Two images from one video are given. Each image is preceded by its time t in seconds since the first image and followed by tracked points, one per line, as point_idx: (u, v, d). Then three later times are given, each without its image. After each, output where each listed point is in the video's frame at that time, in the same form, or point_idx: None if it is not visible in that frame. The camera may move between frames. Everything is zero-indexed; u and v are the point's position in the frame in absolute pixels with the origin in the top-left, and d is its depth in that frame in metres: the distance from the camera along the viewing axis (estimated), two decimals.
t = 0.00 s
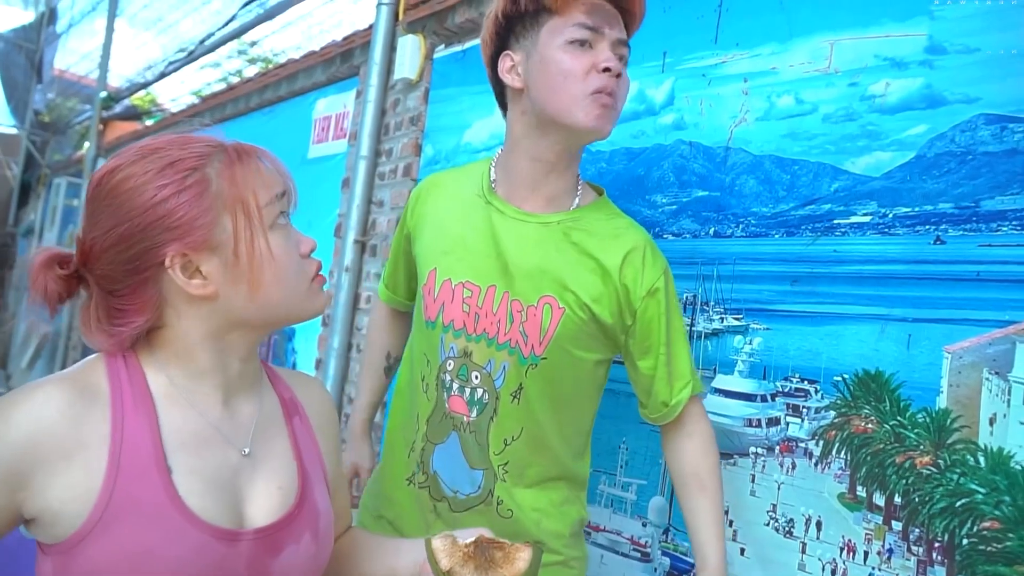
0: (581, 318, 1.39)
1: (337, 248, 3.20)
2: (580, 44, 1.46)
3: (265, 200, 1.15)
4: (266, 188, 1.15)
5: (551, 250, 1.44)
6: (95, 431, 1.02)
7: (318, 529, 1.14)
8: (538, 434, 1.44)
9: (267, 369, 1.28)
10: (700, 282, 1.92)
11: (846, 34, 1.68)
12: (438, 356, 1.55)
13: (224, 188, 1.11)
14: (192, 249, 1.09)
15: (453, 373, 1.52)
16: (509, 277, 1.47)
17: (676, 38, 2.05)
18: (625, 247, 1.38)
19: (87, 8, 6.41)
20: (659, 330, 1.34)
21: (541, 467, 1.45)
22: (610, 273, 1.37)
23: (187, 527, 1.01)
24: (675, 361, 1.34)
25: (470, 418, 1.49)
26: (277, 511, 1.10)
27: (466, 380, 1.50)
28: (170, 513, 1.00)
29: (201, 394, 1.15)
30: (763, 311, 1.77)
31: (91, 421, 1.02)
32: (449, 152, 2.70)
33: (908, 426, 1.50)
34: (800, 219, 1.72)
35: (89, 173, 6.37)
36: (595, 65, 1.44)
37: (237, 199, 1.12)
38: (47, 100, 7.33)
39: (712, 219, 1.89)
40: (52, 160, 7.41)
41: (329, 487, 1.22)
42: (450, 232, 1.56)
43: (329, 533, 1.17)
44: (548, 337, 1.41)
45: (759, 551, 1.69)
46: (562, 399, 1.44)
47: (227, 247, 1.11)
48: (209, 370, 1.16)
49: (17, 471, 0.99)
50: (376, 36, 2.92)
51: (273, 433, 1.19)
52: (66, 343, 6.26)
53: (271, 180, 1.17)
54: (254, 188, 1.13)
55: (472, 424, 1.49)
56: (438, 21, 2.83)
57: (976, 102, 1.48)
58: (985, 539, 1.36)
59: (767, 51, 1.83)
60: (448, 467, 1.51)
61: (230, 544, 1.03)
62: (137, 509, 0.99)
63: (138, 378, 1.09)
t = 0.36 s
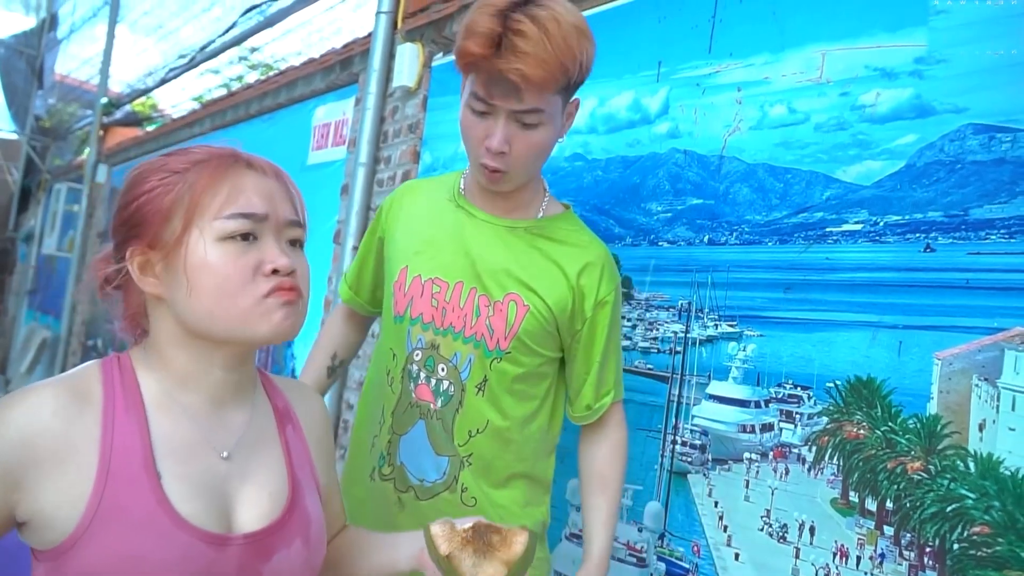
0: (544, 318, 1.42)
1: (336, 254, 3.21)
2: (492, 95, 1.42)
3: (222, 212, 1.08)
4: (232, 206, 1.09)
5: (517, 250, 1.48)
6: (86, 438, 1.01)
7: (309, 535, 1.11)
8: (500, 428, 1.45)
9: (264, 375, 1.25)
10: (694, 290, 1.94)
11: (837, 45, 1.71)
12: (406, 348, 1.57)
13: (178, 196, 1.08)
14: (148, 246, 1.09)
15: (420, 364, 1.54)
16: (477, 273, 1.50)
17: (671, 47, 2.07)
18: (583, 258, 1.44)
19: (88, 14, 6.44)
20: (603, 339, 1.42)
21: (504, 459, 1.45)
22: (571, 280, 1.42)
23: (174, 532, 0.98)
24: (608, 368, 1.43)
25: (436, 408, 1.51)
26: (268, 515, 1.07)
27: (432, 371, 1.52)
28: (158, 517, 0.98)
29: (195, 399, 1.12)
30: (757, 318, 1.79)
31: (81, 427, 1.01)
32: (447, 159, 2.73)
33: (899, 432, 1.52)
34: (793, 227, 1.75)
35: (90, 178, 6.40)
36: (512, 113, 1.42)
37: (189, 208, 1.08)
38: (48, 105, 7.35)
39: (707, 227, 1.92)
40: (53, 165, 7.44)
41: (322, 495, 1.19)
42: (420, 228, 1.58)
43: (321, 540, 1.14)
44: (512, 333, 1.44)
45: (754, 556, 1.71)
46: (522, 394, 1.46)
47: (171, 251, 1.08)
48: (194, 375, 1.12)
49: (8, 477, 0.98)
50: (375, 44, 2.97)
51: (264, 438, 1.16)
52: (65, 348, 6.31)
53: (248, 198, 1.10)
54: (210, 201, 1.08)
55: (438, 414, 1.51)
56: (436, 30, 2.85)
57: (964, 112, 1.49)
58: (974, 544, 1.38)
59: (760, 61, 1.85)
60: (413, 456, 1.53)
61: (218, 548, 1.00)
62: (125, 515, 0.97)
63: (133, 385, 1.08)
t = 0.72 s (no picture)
0: (556, 322, 1.44)
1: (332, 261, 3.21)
2: (510, 121, 1.37)
3: (272, 260, 1.09)
4: (280, 255, 1.10)
5: (527, 256, 1.47)
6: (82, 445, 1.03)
7: (307, 544, 1.12)
8: (511, 435, 1.46)
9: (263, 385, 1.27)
10: (691, 293, 1.94)
11: (832, 48, 1.71)
12: (414, 358, 1.54)
13: (233, 232, 1.08)
14: (183, 270, 1.09)
15: (430, 374, 1.52)
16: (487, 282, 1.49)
17: (666, 51, 2.07)
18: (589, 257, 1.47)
19: (83, 23, 6.44)
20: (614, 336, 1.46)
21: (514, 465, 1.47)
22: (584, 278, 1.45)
23: (171, 536, 1.00)
24: (617, 362, 1.47)
25: (445, 418, 1.50)
26: (265, 522, 1.09)
27: (442, 380, 1.50)
28: (156, 521, 1.00)
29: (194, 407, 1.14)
30: (754, 321, 1.79)
31: (79, 433, 1.03)
32: (444, 165, 2.73)
33: (897, 434, 1.51)
34: (790, 230, 1.75)
35: (87, 187, 6.40)
36: (528, 138, 1.39)
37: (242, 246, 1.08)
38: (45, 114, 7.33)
39: (703, 230, 1.92)
40: (48, 175, 7.44)
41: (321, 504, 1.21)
42: (425, 236, 1.55)
43: (320, 548, 1.15)
44: (525, 341, 1.45)
45: (753, 559, 1.71)
46: (531, 398, 1.48)
47: (210, 281, 1.08)
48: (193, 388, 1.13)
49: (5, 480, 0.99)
50: (371, 50, 3.01)
51: (264, 448, 1.18)
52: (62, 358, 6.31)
53: (294, 248, 1.11)
54: (261, 245, 1.09)
55: (447, 423, 1.49)
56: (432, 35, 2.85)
57: (960, 114, 1.50)
58: (974, 546, 1.37)
59: (756, 64, 1.86)
60: (419, 466, 1.50)
61: (215, 553, 1.01)
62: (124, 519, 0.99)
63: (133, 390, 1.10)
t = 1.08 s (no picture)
0: (589, 356, 1.46)
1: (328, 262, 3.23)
2: (503, 120, 1.32)
3: (267, 240, 1.11)
4: (277, 235, 1.11)
5: (560, 297, 1.45)
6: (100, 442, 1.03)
7: (314, 555, 1.14)
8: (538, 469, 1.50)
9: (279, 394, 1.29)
10: (685, 292, 1.96)
11: (822, 48, 1.73)
12: (453, 402, 1.49)
13: (232, 215, 1.12)
14: (196, 256, 1.14)
15: (465, 418, 1.50)
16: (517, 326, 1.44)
17: (659, 52, 2.09)
18: (624, 280, 1.48)
19: (78, 25, 6.46)
20: (652, 357, 1.41)
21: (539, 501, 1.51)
22: (617, 304, 1.45)
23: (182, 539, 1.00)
24: (659, 377, 1.38)
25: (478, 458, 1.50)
26: (275, 533, 1.10)
27: (475, 425, 1.49)
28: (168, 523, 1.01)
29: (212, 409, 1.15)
30: (747, 320, 1.81)
31: (99, 432, 1.03)
32: (440, 166, 2.75)
33: (889, 430, 1.53)
34: (782, 229, 1.76)
35: (84, 190, 6.43)
36: (524, 139, 1.32)
37: (239, 227, 1.11)
38: (41, 117, 7.34)
39: (697, 229, 1.94)
40: (44, 178, 7.47)
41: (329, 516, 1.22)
42: (450, 282, 1.46)
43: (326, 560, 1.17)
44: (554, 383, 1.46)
45: (747, 555, 1.73)
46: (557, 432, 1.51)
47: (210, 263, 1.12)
48: (207, 385, 1.15)
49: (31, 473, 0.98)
50: (364, 52, 2.97)
51: (277, 458, 1.19)
52: (60, 360, 6.33)
53: (291, 229, 1.12)
54: (258, 225, 1.11)
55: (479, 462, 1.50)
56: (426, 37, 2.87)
57: (949, 113, 1.51)
58: (964, 540, 1.39)
59: (748, 65, 1.87)
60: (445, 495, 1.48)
61: (224, 561, 1.02)
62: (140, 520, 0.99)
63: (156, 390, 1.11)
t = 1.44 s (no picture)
0: (603, 306, 1.42)
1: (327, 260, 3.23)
2: (469, 107, 1.30)
3: (232, 230, 1.11)
4: (242, 224, 1.12)
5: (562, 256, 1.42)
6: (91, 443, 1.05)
7: (310, 540, 1.15)
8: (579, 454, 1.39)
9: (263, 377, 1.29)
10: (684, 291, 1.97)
11: (821, 47, 1.73)
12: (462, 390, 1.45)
13: (197, 204, 1.13)
14: (161, 246, 1.16)
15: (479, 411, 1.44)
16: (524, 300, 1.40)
17: (658, 50, 2.09)
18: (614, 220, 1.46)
19: (77, 23, 6.46)
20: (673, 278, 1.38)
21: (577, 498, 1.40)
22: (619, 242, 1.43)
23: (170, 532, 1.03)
24: (691, 297, 1.35)
25: (502, 448, 1.40)
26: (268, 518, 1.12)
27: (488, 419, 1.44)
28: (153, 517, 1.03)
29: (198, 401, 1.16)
30: (745, 319, 1.81)
31: (81, 429, 1.05)
32: (439, 164, 2.75)
33: (887, 428, 1.54)
34: (781, 227, 1.76)
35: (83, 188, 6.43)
36: (491, 124, 1.30)
37: (204, 216, 1.12)
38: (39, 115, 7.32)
39: (696, 228, 1.94)
40: (42, 176, 7.47)
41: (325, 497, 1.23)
42: (440, 273, 1.43)
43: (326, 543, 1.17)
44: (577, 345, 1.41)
45: (745, 554, 1.73)
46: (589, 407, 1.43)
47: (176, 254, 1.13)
48: (193, 376, 1.16)
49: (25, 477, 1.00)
50: (364, 51, 2.98)
51: (266, 441, 1.20)
52: (59, 358, 6.33)
53: (257, 220, 1.12)
54: (224, 215, 1.12)
55: (505, 453, 1.40)
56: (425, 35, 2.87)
57: (948, 112, 1.51)
58: (963, 539, 1.39)
59: (746, 63, 1.87)
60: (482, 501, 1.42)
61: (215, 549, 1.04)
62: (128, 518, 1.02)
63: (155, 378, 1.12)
